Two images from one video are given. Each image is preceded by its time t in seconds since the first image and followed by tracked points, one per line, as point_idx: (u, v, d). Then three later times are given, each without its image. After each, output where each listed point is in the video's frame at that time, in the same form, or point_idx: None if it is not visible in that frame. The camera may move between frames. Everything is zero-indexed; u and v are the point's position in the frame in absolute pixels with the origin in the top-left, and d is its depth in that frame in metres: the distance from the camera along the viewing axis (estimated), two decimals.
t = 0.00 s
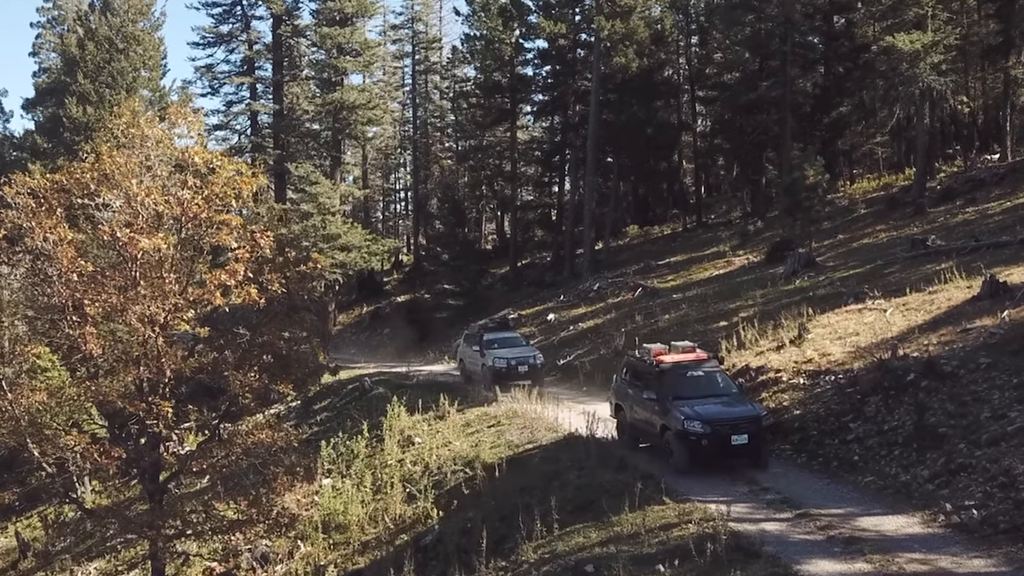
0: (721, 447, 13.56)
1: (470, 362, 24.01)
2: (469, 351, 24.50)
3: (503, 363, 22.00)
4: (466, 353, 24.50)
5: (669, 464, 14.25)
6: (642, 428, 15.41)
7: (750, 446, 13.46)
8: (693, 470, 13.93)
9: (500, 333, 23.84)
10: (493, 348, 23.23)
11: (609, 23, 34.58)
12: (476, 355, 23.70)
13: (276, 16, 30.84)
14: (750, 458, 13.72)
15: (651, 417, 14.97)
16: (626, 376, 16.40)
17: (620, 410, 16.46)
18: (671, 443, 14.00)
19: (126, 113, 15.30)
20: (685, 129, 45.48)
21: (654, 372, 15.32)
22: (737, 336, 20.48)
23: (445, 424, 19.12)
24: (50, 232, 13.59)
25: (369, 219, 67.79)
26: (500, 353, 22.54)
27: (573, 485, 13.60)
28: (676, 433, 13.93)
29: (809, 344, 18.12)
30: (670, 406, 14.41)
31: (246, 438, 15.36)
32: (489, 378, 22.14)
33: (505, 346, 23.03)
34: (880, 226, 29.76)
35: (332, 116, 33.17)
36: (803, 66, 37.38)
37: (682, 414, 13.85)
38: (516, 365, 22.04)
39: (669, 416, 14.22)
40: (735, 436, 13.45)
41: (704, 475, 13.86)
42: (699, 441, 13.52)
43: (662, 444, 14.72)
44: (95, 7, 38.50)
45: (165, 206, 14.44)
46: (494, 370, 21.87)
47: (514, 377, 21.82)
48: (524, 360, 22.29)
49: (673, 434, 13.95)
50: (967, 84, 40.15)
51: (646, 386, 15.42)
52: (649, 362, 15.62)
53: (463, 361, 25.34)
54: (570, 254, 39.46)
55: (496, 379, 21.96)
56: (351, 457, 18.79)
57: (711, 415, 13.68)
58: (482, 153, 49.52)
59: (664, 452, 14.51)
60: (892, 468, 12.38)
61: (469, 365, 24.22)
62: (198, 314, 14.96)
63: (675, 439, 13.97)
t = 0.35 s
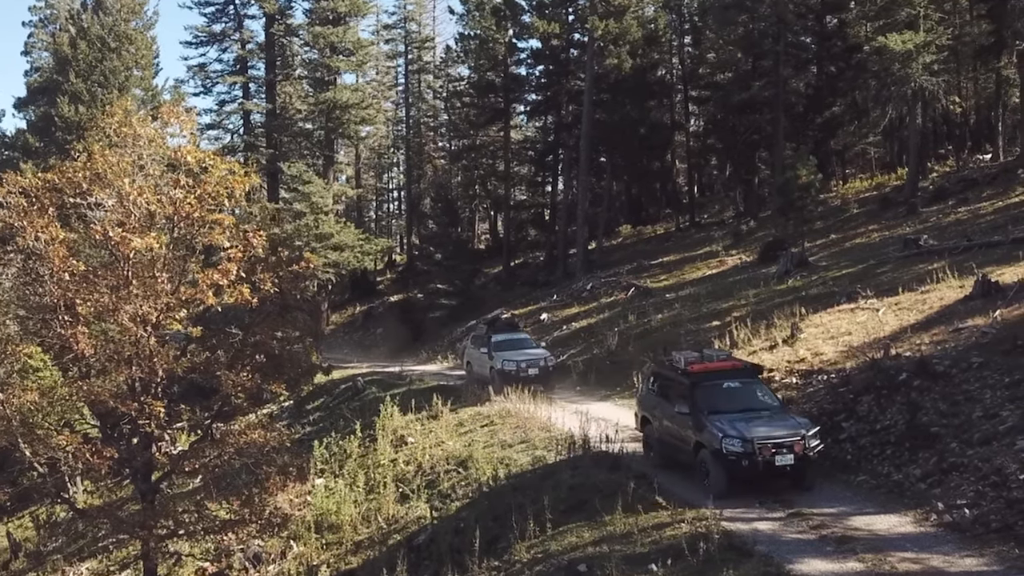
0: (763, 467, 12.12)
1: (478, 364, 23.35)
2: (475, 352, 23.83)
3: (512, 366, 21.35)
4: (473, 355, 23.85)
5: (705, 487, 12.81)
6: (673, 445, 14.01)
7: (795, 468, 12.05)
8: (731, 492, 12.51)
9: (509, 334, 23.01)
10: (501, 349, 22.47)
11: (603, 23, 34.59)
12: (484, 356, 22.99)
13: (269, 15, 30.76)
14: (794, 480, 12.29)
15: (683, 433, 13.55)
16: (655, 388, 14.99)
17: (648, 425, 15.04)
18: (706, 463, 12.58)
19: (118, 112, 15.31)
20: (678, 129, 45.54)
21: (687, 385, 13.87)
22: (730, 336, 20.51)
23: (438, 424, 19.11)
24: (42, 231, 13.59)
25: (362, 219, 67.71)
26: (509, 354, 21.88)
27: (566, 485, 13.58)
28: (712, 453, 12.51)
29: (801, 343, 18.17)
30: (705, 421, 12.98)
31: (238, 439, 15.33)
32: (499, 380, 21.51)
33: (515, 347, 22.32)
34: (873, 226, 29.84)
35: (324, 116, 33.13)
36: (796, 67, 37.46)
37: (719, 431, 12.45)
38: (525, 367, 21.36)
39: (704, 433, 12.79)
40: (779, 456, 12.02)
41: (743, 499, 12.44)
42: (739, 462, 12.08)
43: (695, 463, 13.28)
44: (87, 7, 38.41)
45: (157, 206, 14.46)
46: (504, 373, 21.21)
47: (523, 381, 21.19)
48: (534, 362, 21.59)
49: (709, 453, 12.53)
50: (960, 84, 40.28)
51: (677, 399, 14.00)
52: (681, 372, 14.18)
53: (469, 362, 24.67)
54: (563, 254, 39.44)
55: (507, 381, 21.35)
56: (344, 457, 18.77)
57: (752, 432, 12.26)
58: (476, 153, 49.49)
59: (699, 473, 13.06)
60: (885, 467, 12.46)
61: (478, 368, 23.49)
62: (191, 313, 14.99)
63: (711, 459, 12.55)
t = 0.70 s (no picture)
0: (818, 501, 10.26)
1: (480, 368, 22.76)
2: (477, 356, 23.21)
3: (518, 371, 20.85)
4: (474, 359, 23.22)
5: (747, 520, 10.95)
6: (710, 470, 12.22)
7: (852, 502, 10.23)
8: (779, 527, 10.68)
9: (513, 338, 22.48)
10: (506, 353, 21.89)
11: (589, 23, 34.60)
12: (486, 360, 22.36)
13: (253, 15, 30.75)
14: (853, 515, 10.45)
15: (721, 457, 11.81)
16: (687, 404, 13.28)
17: (679, 444, 13.32)
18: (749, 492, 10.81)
19: (101, 111, 15.24)
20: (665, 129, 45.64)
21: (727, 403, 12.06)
22: (714, 336, 20.56)
23: (423, 424, 19.08)
24: (23, 232, 13.51)
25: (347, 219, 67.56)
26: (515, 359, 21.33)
27: (550, 485, 13.58)
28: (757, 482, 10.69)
29: (785, 343, 18.24)
30: (747, 444, 11.21)
31: (222, 439, 15.31)
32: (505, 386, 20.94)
33: (519, 351, 21.74)
34: (857, 226, 29.99)
35: (309, 115, 33.05)
36: (781, 67, 37.61)
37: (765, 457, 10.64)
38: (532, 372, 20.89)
39: (746, 457, 11.04)
40: (835, 487, 10.20)
41: (793, 535, 10.64)
42: (789, 493, 10.26)
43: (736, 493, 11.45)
44: (69, 5, 38.19)
45: (141, 206, 14.40)
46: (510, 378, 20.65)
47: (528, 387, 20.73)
48: (541, 368, 21.13)
49: (752, 481, 10.72)
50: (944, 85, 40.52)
51: (714, 417, 12.26)
52: (717, 388, 12.44)
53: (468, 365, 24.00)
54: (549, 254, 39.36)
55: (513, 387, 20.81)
56: (328, 458, 18.73)
57: (804, 459, 10.44)
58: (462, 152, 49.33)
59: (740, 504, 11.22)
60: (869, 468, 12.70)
61: (479, 372, 22.79)
62: (174, 314, 14.92)
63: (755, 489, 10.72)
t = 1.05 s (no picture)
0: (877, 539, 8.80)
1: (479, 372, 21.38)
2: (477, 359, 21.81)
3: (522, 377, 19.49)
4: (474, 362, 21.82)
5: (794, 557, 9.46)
6: (745, 497, 10.69)
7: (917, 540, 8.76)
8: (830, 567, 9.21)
9: (517, 340, 21.02)
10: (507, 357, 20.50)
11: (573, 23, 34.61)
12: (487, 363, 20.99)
13: (237, 15, 30.89)
14: (914, 552, 9.01)
15: (761, 484, 10.25)
16: (719, 423, 11.66)
17: (710, 468, 11.71)
18: (797, 527, 9.31)
19: (82, 110, 15.16)
20: (649, 129, 45.74)
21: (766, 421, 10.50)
22: (697, 336, 20.63)
23: (406, 424, 19.07)
24: (4, 232, 13.48)
25: (330, 219, 67.29)
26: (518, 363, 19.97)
27: (534, 485, 13.57)
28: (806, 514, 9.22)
29: (768, 342, 18.31)
30: (792, 469, 9.72)
31: (204, 440, 15.30)
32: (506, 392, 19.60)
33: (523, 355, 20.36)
34: (840, 226, 30.13)
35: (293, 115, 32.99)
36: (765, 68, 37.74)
37: (815, 486, 9.17)
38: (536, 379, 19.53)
39: (793, 486, 9.51)
40: (898, 522, 8.70)
41: None
42: (845, 529, 8.79)
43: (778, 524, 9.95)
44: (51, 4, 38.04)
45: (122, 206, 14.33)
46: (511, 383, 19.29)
47: (532, 394, 19.44)
48: (546, 374, 19.74)
49: (801, 513, 9.25)
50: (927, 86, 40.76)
51: (751, 439, 10.68)
52: (753, 405, 10.85)
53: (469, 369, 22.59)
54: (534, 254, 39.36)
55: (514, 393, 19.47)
56: (312, 458, 18.69)
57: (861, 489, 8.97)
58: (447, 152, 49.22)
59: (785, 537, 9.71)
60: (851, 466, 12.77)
61: (480, 376, 21.39)
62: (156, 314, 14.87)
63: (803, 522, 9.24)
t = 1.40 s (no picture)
0: None
1: (482, 376, 19.97)
2: (479, 362, 20.36)
3: (529, 384, 18.13)
4: (476, 365, 20.39)
5: None
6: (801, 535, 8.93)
7: None
8: None
9: (522, 342, 19.58)
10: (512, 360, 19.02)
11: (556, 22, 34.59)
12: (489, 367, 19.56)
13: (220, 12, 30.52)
14: None
15: (824, 524, 8.47)
16: (768, 449, 9.78)
17: (758, 501, 9.87)
18: None
19: (61, 108, 15.11)
20: (633, 129, 45.88)
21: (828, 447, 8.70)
22: (679, 334, 20.73)
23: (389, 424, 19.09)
24: None
25: (313, 218, 67.09)
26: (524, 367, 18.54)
27: (515, 484, 13.61)
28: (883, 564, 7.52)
29: (749, 341, 18.40)
30: (864, 507, 8.01)
31: (184, 439, 15.28)
32: (511, 399, 18.24)
33: (529, 359, 18.90)
34: (821, 226, 30.28)
35: (276, 114, 32.95)
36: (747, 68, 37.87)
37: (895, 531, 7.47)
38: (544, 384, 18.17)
39: (865, 528, 7.81)
40: None
41: None
42: None
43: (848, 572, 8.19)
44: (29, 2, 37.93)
45: (101, 204, 14.28)
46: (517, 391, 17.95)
47: (540, 401, 18.13)
48: (555, 379, 18.36)
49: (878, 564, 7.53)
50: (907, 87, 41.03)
51: (809, 469, 8.87)
52: (811, 429, 8.99)
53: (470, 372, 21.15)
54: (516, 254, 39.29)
55: (520, 400, 18.13)
56: (293, 458, 18.67)
57: (951, 534, 7.29)
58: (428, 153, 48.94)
59: None
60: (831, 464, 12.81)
61: (483, 380, 20.00)
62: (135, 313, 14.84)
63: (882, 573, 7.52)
